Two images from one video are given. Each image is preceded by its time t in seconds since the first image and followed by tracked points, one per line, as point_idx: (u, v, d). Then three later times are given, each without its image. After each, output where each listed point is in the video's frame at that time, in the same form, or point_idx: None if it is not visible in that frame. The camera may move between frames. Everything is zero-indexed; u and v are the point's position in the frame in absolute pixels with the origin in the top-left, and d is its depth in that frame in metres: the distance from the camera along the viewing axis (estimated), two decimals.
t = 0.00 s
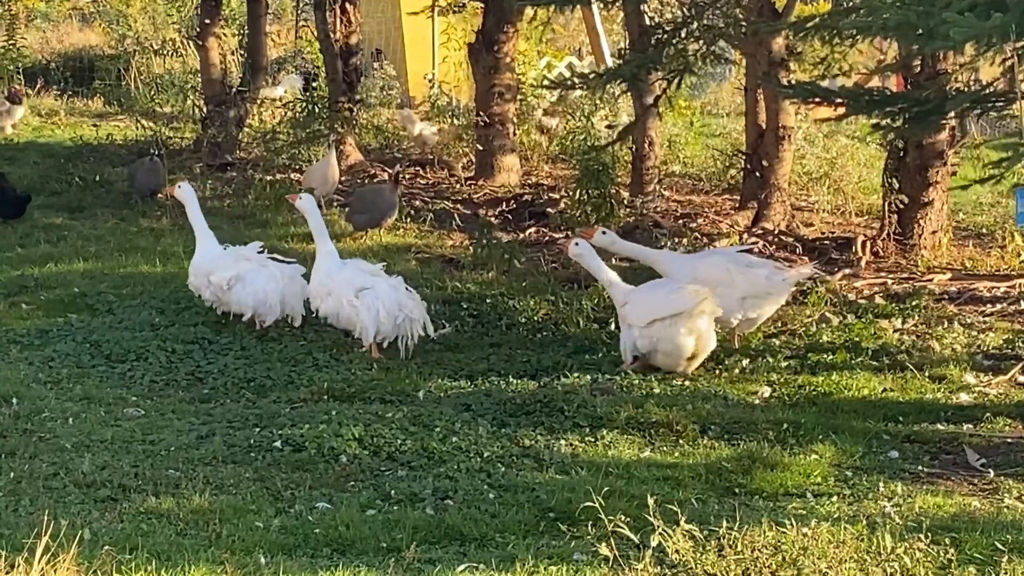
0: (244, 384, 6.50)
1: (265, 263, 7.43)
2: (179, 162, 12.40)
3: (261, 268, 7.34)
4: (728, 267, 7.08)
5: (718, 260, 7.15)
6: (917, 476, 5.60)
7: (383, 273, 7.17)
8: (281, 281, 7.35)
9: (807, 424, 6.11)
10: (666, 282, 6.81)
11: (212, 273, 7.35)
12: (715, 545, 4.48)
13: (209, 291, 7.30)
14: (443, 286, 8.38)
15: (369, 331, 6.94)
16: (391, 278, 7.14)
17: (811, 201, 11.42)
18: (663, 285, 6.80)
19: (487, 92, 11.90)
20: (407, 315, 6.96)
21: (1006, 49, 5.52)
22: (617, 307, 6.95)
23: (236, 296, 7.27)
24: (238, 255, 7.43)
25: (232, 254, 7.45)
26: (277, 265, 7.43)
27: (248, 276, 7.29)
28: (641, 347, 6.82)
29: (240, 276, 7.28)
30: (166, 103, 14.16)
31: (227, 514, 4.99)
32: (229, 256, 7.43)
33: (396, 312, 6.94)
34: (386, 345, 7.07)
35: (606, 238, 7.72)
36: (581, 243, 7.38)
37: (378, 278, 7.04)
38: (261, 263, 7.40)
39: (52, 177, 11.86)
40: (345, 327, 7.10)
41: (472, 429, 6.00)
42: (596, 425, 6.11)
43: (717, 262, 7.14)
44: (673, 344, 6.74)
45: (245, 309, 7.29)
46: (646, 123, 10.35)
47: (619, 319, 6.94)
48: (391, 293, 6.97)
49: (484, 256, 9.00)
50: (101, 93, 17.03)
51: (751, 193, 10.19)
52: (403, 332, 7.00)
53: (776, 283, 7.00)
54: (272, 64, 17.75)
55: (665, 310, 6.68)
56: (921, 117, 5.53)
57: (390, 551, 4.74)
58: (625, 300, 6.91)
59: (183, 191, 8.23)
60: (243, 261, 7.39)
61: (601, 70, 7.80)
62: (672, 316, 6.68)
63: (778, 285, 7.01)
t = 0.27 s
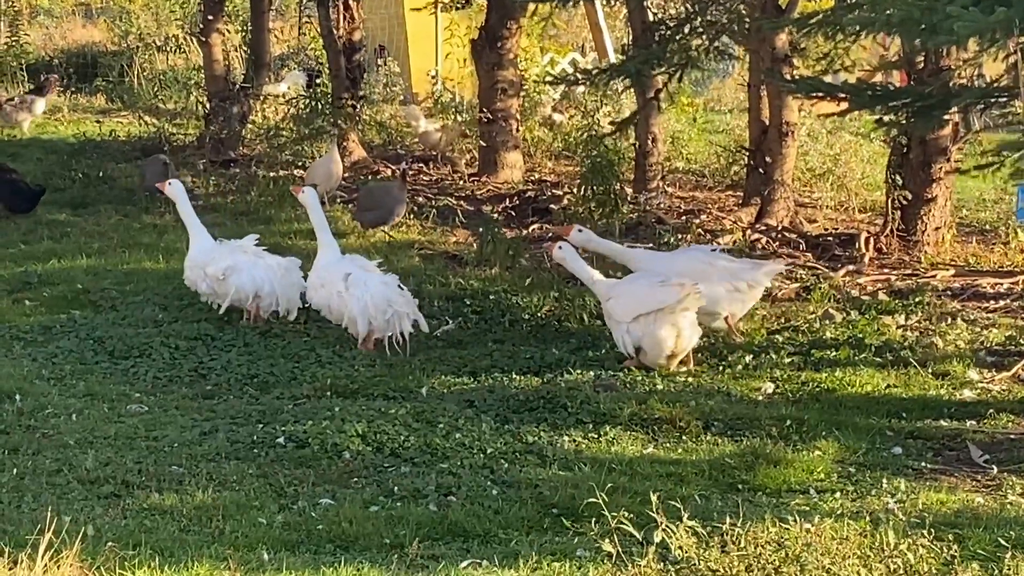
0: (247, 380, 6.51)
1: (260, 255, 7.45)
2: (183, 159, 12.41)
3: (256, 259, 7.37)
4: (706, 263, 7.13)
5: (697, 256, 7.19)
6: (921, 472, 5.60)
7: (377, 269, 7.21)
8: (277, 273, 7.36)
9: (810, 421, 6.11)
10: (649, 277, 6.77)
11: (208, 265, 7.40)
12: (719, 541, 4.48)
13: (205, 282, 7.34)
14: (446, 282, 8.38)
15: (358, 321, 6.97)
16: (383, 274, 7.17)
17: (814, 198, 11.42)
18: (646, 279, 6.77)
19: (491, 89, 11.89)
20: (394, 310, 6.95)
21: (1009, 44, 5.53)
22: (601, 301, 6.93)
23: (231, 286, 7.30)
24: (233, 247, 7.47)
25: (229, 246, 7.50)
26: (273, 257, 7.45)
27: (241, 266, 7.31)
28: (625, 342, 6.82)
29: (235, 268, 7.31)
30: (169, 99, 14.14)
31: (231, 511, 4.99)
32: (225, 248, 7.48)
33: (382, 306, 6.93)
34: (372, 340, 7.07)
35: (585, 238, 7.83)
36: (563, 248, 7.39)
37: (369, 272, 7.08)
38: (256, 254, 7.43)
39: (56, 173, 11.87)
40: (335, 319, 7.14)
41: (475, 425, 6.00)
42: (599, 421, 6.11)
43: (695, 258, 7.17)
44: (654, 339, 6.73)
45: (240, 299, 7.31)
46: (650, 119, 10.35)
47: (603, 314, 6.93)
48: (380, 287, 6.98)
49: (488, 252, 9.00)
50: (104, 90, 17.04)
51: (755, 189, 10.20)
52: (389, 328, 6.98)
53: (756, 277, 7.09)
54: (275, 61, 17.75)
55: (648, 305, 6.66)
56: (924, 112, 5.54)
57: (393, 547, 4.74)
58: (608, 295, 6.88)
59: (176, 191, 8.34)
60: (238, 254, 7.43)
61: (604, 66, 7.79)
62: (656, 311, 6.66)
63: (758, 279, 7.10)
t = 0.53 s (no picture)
0: (252, 377, 6.51)
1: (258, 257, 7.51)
2: (188, 155, 12.41)
3: (253, 261, 7.43)
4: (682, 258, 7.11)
5: (675, 253, 7.22)
6: (927, 469, 5.59)
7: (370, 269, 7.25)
8: (271, 275, 7.40)
9: (815, 418, 6.10)
10: (642, 275, 6.81)
11: (207, 262, 7.49)
12: (725, 538, 4.47)
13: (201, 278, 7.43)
14: (451, 279, 8.38)
15: (338, 323, 7.07)
16: (375, 274, 7.22)
17: (820, 195, 11.41)
18: (639, 276, 6.81)
19: (496, 86, 11.86)
20: (377, 312, 7.00)
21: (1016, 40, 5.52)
22: (593, 302, 6.94)
23: (223, 286, 7.37)
24: (234, 246, 7.54)
25: (230, 245, 7.57)
26: (271, 260, 7.50)
27: (236, 267, 7.38)
28: (626, 339, 6.84)
29: (232, 267, 7.38)
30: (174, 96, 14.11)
31: (237, 507, 4.99)
32: (226, 247, 7.56)
33: (364, 308, 7.00)
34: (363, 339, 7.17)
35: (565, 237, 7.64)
36: (550, 244, 7.38)
37: (356, 273, 7.12)
38: (253, 256, 7.48)
39: (62, 170, 11.88)
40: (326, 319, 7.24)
41: (481, 422, 6.00)
42: (604, 418, 6.11)
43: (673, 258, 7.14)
44: (656, 332, 6.79)
45: (230, 300, 7.36)
46: (655, 115, 10.32)
47: (597, 313, 6.94)
48: (364, 287, 7.03)
49: (493, 249, 9.00)
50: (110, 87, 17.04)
51: (761, 185, 10.17)
52: (374, 328, 7.04)
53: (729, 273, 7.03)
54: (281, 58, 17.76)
55: (649, 302, 6.71)
56: (930, 109, 5.54)
57: (399, 544, 4.74)
58: (599, 295, 6.89)
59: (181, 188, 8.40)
60: (237, 254, 7.50)
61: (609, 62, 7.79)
62: (657, 307, 6.71)
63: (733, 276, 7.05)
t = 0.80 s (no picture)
0: (261, 375, 6.52)
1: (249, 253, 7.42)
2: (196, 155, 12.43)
3: (244, 259, 7.36)
4: (666, 256, 6.98)
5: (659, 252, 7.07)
6: (936, 468, 5.59)
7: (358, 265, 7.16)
8: (262, 274, 7.34)
9: (824, 417, 6.10)
10: (650, 272, 6.81)
11: (199, 261, 7.44)
12: (734, 537, 4.46)
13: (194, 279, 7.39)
14: (459, 278, 8.38)
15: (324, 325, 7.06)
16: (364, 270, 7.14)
17: (828, 194, 11.40)
18: (645, 274, 6.80)
19: (504, 85, 11.88)
20: (359, 309, 6.96)
21: None
22: (597, 300, 6.88)
23: (215, 287, 7.32)
24: (225, 244, 7.46)
25: (222, 242, 7.49)
26: (262, 256, 7.42)
27: (227, 266, 7.31)
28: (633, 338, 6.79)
29: (224, 266, 7.31)
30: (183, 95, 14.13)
31: (246, 506, 5.00)
32: (217, 245, 7.48)
33: (346, 306, 6.95)
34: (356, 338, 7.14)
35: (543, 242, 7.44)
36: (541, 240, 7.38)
37: (339, 271, 7.06)
38: (244, 253, 7.40)
39: (70, 169, 11.89)
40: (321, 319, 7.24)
41: (489, 421, 6.01)
42: (613, 417, 6.11)
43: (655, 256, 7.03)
44: (664, 331, 6.79)
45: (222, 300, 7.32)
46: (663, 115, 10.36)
47: (599, 312, 6.89)
48: (345, 286, 6.98)
49: (502, 248, 9.00)
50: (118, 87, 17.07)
51: (768, 184, 10.19)
52: (359, 325, 7.01)
53: (706, 273, 6.72)
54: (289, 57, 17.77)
55: (660, 299, 6.71)
56: (938, 109, 5.54)
57: (408, 542, 4.74)
58: (603, 293, 6.85)
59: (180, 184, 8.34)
60: (227, 252, 7.42)
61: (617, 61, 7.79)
62: (667, 305, 6.73)
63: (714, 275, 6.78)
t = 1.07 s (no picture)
0: (271, 375, 6.53)
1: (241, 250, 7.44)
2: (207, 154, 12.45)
3: (237, 256, 7.37)
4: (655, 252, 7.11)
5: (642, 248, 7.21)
6: (946, 468, 5.58)
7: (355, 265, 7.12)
8: (256, 270, 7.35)
9: (835, 417, 6.10)
10: (647, 265, 6.93)
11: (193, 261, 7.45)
12: (744, 537, 4.44)
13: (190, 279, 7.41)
14: (469, 277, 8.38)
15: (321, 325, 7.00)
16: (360, 270, 7.10)
17: (839, 193, 11.39)
18: (643, 268, 6.92)
19: (516, 85, 11.91)
20: (355, 310, 6.92)
21: None
22: (594, 295, 6.96)
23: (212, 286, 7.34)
24: (216, 242, 7.47)
25: (213, 241, 7.50)
26: (256, 253, 7.43)
27: (222, 264, 7.33)
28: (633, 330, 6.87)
29: (218, 265, 7.33)
30: (194, 95, 14.15)
31: (256, 505, 5.00)
32: (209, 244, 7.49)
33: (342, 308, 6.90)
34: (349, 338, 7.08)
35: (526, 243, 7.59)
36: (531, 238, 7.50)
37: (334, 271, 7.01)
38: (237, 250, 7.42)
39: (81, 169, 11.92)
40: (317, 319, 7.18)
41: (500, 421, 6.01)
42: (623, 417, 6.12)
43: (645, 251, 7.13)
44: (665, 321, 6.89)
45: (220, 299, 7.33)
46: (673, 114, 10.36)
47: (597, 307, 6.97)
48: (341, 286, 6.93)
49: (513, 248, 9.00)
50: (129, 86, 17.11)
51: (779, 184, 10.20)
52: (354, 326, 6.96)
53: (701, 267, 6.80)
54: (300, 57, 17.79)
55: (660, 289, 6.81)
56: (950, 109, 5.54)
57: (418, 542, 4.74)
58: (601, 288, 6.94)
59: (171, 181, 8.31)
60: (220, 249, 7.43)
61: (629, 61, 7.79)
62: (668, 295, 6.83)
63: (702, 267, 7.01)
